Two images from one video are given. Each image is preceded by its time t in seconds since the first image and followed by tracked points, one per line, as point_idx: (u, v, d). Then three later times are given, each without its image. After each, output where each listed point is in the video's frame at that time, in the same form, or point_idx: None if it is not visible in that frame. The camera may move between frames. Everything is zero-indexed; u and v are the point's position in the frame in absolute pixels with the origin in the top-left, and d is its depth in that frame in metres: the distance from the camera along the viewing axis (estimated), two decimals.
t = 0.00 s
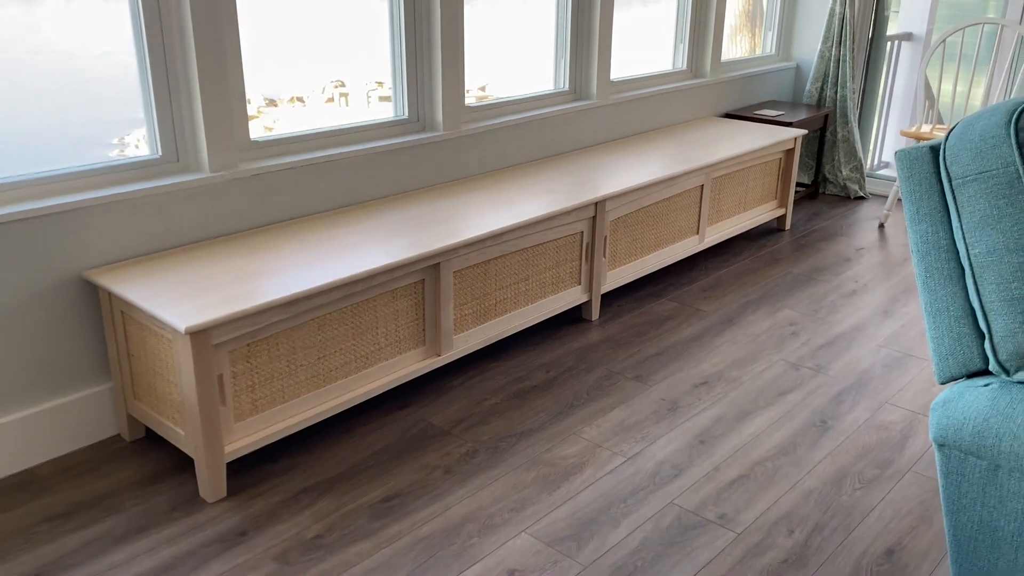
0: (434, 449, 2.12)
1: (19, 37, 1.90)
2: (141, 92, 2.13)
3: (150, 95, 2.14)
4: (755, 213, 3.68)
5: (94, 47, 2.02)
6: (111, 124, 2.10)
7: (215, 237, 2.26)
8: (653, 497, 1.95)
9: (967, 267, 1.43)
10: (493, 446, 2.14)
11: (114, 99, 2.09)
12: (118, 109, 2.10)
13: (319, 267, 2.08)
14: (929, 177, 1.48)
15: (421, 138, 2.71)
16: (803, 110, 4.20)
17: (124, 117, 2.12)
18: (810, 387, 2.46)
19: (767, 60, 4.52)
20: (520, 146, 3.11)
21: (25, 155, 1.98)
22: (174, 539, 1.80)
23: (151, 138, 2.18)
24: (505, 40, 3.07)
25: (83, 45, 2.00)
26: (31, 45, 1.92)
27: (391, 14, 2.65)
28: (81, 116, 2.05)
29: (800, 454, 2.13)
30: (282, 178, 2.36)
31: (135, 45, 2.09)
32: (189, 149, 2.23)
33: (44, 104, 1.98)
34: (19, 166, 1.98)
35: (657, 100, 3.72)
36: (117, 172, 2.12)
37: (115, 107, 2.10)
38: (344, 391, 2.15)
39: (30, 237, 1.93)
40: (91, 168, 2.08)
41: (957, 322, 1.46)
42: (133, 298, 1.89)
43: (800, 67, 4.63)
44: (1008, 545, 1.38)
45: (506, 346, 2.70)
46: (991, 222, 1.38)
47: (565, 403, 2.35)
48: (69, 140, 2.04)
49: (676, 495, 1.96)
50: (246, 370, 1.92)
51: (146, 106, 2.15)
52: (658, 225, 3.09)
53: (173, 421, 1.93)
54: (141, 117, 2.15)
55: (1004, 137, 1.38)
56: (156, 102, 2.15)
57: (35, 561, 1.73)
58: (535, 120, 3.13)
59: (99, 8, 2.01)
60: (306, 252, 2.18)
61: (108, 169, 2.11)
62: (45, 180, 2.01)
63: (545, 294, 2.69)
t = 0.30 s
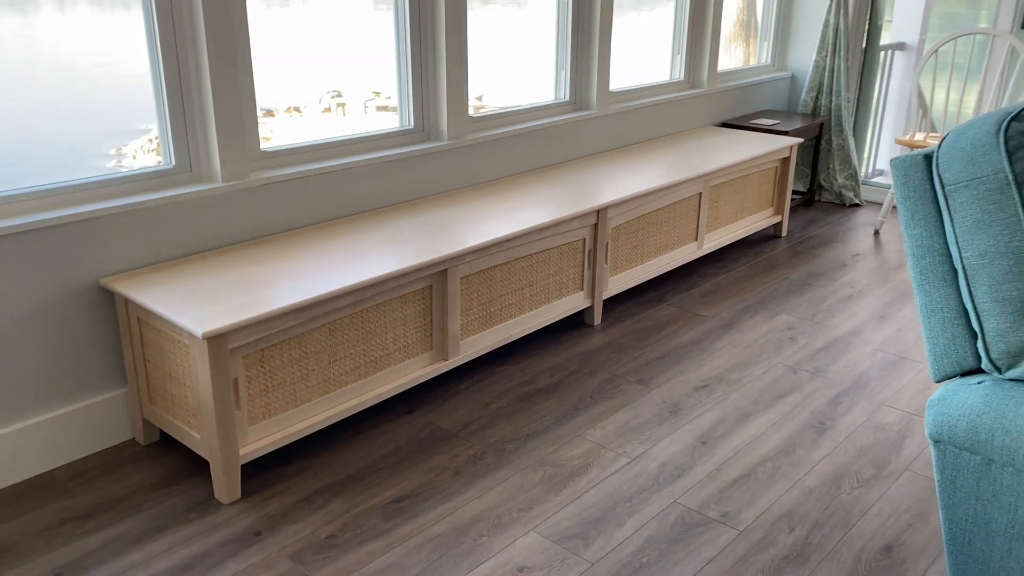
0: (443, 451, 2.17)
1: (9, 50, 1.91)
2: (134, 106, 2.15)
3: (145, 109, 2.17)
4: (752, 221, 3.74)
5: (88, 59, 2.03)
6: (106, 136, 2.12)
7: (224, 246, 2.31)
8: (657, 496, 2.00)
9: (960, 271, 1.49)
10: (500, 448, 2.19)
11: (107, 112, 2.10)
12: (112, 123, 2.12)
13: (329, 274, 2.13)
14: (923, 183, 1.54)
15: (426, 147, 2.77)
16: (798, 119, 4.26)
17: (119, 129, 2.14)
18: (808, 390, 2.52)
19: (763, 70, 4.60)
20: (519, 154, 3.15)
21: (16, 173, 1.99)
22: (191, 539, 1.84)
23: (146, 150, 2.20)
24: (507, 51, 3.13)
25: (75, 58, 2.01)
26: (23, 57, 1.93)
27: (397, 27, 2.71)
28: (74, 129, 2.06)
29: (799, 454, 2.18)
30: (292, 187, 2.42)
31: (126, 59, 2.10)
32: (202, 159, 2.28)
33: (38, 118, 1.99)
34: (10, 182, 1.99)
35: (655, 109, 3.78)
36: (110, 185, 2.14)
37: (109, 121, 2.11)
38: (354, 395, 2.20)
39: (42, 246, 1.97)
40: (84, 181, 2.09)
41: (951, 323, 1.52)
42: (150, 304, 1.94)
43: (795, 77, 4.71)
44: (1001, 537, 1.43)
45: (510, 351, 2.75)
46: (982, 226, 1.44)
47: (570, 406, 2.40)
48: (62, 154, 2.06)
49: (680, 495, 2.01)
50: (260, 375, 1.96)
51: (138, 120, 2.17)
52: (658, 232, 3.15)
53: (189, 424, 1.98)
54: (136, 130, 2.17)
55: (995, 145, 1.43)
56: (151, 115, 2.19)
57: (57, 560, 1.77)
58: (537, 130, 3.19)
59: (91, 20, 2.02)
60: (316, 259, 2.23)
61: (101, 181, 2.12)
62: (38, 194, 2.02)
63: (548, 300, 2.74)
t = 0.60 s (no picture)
0: (454, 449, 2.22)
1: (5, 58, 1.92)
2: (128, 115, 2.16)
3: (139, 118, 2.18)
4: (753, 225, 3.80)
5: (85, 67, 2.05)
6: (103, 145, 2.13)
7: (237, 249, 2.36)
8: (665, 491, 2.05)
9: (958, 266, 1.55)
10: (510, 445, 2.24)
11: (101, 121, 2.11)
12: (107, 132, 2.13)
13: (343, 275, 2.18)
14: (922, 183, 1.60)
15: (434, 152, 2.83)
16: (797, 125, 4.33)
17: (116, 138, 2.15)
18: (810, 388, 2.57)
19: (762, 77, 4.67)
20: (521, 160, 3.19)
21: (5, 183, 1.99)
22: (211, 533, 1.89)
23: (144, 159, 2.22)
24: (513, 58, 3.20)
25: (72, 66, 2.02)
26: (17, 67, 1.94)
27: (406, 35, 2.78)
28: (69, 138, 2.07)
29: (802, 450, 2.24)
30: (305, 191, 2.47)
31: (120, 68, 2.11)
32: (218, 164, 2.34)
33: (34, 126, 2.00)
34: None
35: (657, 115, 3.85)
36: (107, 193, 2.15)
37: (105, 130, 2.13)
38: (367, 394, 2.25)
39: (58, 250, 2.01)
40: (80, 190, 2.10)
41: (950, 317, 1.58)
42: (170, 304, 1.99)
43: (793, 84, 4.78)
44: (999, 523, 1.48)
45: (517, 353, 2.81)
46: (980, 223, 1.49)
47: (577, 405, 2.46)
48: (57, 163, 2.06)
49: (686, 489, 2.06)
50: (277, 373, 2.01)
51: (133, 129, 2.18)
52: (661, 236, 3.21)
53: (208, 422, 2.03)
54: (135, 138, 2.19)
55: (991, 146, 1.49)
56: (146, 124, 2.20)
57: (82, 553, 1.82)
58: (542, 136, 3.25)
59: (88, 30, 2.04)
60: (330, 261, 2.28)
61: (96, 190, 2.13)
62: (33, 202, 2.03)
63: (554, 301, 2.79)
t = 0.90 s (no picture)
0: (468, 444, 2.27)
1: (14, 67, 1.94)
2: (133, 123, 2.18)
3: (144, 126, 2.20)
4: (759, 228, 3.85)
5: (93, 74, 2.07)
6: (110, 152, 2.16)
7: (255, 250, 2.42)
8: (675, 485, 2.10)
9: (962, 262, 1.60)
10: (523, 440, 2.29)
11: (106, 128, 2.13)
12: (115, 140, 2.15)
13: (361, 274, 2.24)
14: (927, 181, 1.66)
15: (447, 156, 2.89)
16: (802, 130, 4.38)
17: (124, 145, 2.18)
18: (817, 387, 2.62)
19: (768, 83, 4.73)
20: (529, 165, 3.24)
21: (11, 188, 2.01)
22: (234, 523, 1.94)
23: (151, 165, 2.25)
24: (524, 63, 3.25)
25: (78, 73, 2.05)
26: (22, 76, 1.96)
27: (420, 41, 2.84)
28: (76, 146, 2.09)
29: (809, 446, 2.28)
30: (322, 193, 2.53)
31: (129, 75, 2.14)
32: (238, 165, 2.40)
33: (43, 133, 2.02)
34: (5, 197, 2.00)
35: (665, 120, 3.90)
36: (117, 198, 2.18)
37: (113, 137, 2.15)
38: (384, 390, 2.30)
39: (81, 250, 2.06)
40: (90, 194, 2.13)
41: (954, 311, 1.63)
42: (193, 301, 2.05)
43: (799, 89, 4.83)
44: (1003, 511, 1.53)
45: (529, 352, 2.86)
46: (983, 220, 1.54)
47: (588, 402, 2.51)
48: (63, 170, 2.08)
49: (696, 483, 2.11)
50: (297, 369, 2.07)
51: (141, 135, 2.20)
52: (669, 238, 3.26)
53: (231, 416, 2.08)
54: (141, 145, 2.21)
55: (993, 146, 1.55)
56: (152, 131, 2.22)
57: (109, 542, 1.87)
58: (552, 140, 3.31)
59: (94, 38, 2.06)
60: (347, 261, 2.34)
61: (106, 195, 2.16)
62: (43, 206, 2.06)
63: (564, 302, 2.84)
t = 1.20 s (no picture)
0: (482, 444, 2.31)
1: (29, 73, 1.97)
2: (144, 130, 2.21)
3: (156, 132, 2.24)
4: (769, 234, 3.87)
5: (107, 81, 2.11)
6: (124, 157, 2.19)
7: (274, 252, 2.46)
8: (687, 485, 2.13)
9: (971, 264, 1.62)
10: (536, 441, 2.33)
11: (120, 134, 2.17)
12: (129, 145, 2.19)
13: (378, 276, 2.28)
14: (936, 186, 1.70)
15: (461, 161, 2.93)
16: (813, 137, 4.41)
17: (137, 150, 2.22)
18: (827, 390, 2.64)
19: (778, 90, 4.76)
20: (540, 171, 3.28)
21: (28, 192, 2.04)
22: (253, 520, 1.98)
23: (163, 171, 2.28)
24: (538, 70, 3.30)
25: (93, 80, 2.08)
26: (34, 83, 1.98)
27: (436, 48, 2.89)
28: (88, 151, 2.12)
29: (820, 448, 2.30)
30: (339, 196, 2.58)
31: (144, 81, 2.18)
32: (257, 169, 2.45)
33: (57, 137, 2.05)
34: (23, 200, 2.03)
35: (676, 127, 3.94)
36: (132, 202, 2.21)
37: (127, 143, 2.19)
38: (399, 390, 2.34)
39: (103, 251, 2.11)
40: (104, 198, 2.16)
41: (963, 313, 1.65)
42: (214, 301, 2.09)
43: (809, 97, 4.86)
44: (1012, 509, 1.55)
45: (541, 355, 2.89)
46: (991, 222, 1.57)
47: (600, 404, 2.54)
48: (75, 174, 2.11)
49: (708, 484, 2.13)
50: (316, 369, 2.10)
51: (154, 141, 2.24)
52: (681, 243, 3.29)
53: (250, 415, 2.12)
54: (153, 151, 2.25)
55: (1000, 150, 1.58)
56: (165, 137, 2.26)
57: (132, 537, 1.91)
58: (565, 146, 3.35)
59: (107, 44, 2.09)
60: (364, 263, 2.38)
61: (121, 199, 2.19)
62: (58, 209, 2.08)
63: (577, 305, 2.88)
